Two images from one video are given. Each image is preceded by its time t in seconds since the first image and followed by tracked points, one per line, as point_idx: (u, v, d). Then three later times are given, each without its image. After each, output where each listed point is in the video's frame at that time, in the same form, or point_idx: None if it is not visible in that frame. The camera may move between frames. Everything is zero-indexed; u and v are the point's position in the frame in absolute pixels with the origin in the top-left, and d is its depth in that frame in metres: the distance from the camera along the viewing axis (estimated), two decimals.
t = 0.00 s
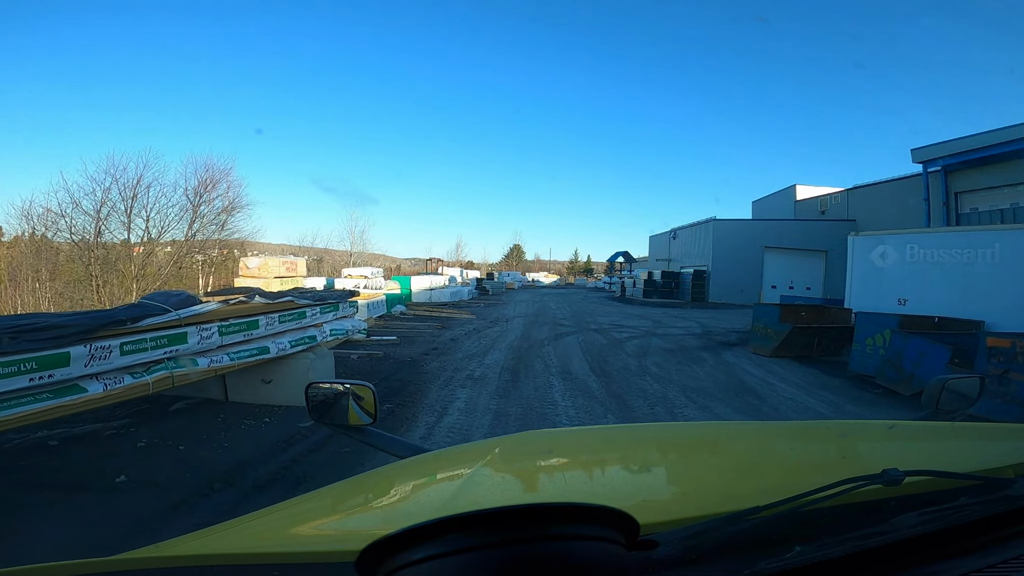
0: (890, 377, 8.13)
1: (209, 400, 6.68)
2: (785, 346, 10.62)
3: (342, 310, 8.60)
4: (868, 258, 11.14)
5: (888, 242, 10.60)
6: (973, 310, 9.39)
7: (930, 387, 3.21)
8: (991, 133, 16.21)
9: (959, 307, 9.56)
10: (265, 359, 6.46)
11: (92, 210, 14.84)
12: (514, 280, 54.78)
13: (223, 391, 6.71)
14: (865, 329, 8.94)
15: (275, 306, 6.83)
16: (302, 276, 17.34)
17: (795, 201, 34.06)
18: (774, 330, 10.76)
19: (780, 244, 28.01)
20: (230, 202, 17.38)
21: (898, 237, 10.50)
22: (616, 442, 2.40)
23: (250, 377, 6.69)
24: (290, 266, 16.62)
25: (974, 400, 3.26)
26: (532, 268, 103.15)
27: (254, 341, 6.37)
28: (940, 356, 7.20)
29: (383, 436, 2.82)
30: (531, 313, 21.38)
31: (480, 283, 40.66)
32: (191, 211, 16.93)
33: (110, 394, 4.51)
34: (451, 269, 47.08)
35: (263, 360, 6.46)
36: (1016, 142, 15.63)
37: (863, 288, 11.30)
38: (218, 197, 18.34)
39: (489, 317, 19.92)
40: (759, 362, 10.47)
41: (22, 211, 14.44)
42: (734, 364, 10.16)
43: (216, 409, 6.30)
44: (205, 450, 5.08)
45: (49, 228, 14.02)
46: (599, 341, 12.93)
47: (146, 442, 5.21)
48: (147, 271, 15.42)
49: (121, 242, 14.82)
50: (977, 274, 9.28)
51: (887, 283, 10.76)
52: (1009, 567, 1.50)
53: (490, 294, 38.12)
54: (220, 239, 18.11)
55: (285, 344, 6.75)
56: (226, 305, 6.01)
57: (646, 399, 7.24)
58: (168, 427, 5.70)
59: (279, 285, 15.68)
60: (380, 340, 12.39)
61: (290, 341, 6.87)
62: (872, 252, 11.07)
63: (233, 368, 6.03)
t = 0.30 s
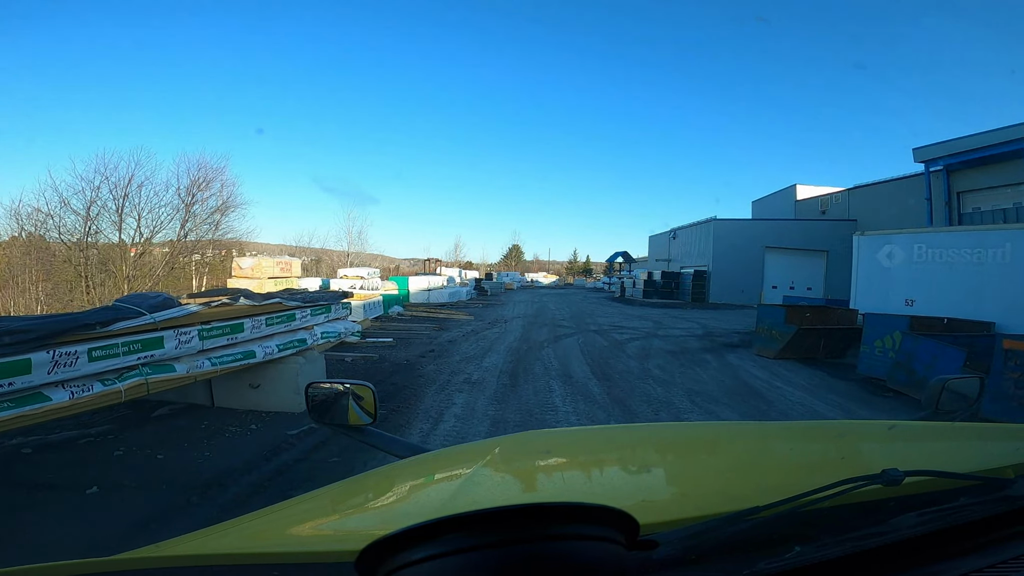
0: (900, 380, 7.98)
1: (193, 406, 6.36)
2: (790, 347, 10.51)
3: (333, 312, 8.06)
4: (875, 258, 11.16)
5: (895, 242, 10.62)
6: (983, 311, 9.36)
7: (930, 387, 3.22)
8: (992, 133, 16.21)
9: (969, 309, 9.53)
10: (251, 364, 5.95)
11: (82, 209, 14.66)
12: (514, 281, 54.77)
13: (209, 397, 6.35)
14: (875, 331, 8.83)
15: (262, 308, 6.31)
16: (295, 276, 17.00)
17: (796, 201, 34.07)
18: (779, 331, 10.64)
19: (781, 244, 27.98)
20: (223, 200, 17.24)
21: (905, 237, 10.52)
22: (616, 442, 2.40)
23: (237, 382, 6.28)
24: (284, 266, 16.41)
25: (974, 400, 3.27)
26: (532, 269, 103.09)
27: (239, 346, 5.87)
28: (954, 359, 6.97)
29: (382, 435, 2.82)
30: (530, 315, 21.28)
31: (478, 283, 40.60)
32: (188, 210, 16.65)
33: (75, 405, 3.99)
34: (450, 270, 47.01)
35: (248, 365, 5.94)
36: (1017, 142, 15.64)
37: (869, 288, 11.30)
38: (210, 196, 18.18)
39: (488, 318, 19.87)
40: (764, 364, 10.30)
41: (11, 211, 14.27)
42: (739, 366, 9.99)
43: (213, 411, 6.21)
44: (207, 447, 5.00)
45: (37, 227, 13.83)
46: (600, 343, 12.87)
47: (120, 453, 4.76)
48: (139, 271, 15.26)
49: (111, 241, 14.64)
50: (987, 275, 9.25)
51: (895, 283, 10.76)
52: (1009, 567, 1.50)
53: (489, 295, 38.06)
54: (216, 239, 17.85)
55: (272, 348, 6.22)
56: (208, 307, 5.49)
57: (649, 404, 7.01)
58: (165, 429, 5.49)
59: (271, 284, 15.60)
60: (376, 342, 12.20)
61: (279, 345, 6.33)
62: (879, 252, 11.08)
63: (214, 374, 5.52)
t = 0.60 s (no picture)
0: (909, 381, 7.96)
1: (176, 411, 6.12)
2: (797, 348, 10.40)
3: (324, 314, 7.77)
4: (882, 258, 11.15)
5: (903, 242, 10.63)
6: (992, 312, 9.25)
7: (930, 387, 3.22)
8: (994, 132, 16.17)
9: (978, 310, 9.44)
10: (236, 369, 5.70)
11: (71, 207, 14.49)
12: (513, 281, 54.80)
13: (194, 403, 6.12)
14: (883, 333, 8.81)
15: (247, 311, 6.06)
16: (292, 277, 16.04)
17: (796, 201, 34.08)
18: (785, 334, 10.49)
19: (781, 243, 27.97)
20: (216, 199, 17.07)
21: (913, 236, 10.52)
22: (618, 441, 2.40)
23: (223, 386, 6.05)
24: (281, 267, 15.22)
25: (974, 399, 3.27)
26: (532, 269, 103.06)
27: (225, 350, 5.67)
28: (969, 359, 6.95)
29: (384, 436, 2.82)
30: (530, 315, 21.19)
31: (477, 284, 40.56)
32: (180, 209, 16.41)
33: (40, 413, 3.86)
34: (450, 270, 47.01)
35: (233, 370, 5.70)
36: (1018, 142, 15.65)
37: (877, 288, 11.27)
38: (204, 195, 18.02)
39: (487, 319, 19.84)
40: (770, 366, 10.18)
41: None
42: (744, 369, 9.87)
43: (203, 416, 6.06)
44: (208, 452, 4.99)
45: (25, 226, 13.66)
46: (600, 345, 12.84)
47: (96, 462, 4.62)
48: (130, 270, 15.09)
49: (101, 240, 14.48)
50: (997, 275, 9.18)
51: (902, 284, 10.72)
52: (1009, 567, 1.50)
53: (487, 295, 38.02)
54: (210, 239, 17.63)
55: (259, 352, 5.95)
56: (187, 310, 5.27)
57: (652, 407, 6.90)
58: (157, 433, 5.40)
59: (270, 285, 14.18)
60: (372, 344, 12.06)
61: (266, 349, 6.06)
62: (887, 252, 11.07)
63: (196, 380, 5.30)
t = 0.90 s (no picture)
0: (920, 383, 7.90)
1: (160, 417, 5.91)
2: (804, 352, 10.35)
3: (316, 316, 7.46)
4: (886, 258, 11.04)
5: (909, 242, 10.52)
6: (1004, 313, 9.24)
7: (930, 388, 3.21)
8: (994, 132, 16.21)
9: (989, 311, 9.41)
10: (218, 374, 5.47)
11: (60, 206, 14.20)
12: (512, 281, 54.73)
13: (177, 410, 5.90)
14: (892, 336, 8.66)
15: (231, 313, 5.81)
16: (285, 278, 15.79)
17: (796, 200, 34.10)
18: (790, 334, 10.43)
19: (781, 244, 27.94)
20: (211, 198, 16.85)
21: (920, 236, 10.42)
22: (619, 441, 2.41)
23: (207, 391, 5.81)
24: (275, 267, 15.05)
25: (976, 399, 3.26)
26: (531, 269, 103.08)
27: (206, 354, 5.46)
28: (983, 362, 6.84)
29: (384, 436, 2.83)
30: (529, 316, 21.07)
31: (476, 284, 40.45)
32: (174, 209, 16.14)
33: None
34: (448, 270, 46.87)
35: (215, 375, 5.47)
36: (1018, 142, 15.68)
37: (882, 289, 11.14)
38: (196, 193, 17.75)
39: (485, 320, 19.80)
40: (776, 369, 10.05)
41: None
42: (750, 371, 9.75)
43: (189, 421, 5.83)
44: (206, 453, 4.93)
45: (12, 225, 13.35)
46: (601, 346, 12.80)
47: (69, 471, 4.41)
48: (122, 270, 14.83)
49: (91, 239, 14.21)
50: (1009, 275, 9.17)
51: (909, 284, 10.62)
52: (1008, 567, 1.50)
53: (486, 296, 37.90)
54: (204, 240, 17.37)
55: (243, 356, 5.69)
56: (163, 313, 5.05)
57: (656, 412, 6.76)
58: (156, 434, 5.38)
59: (262, 285, 14.03)
60: (368, 345, 11.92)
61: (251, 352, 5.80)
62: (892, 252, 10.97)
63: (173, 386, 5.07)
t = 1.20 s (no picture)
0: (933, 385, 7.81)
1: (142, 422, 5.71)
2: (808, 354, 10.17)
3: (307, 318, 7.22)
4: (893, 258, 10.96)
5: (918, 242, 10.46)
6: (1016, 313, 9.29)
7: (929, 387, 3.22)
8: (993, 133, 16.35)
9: (1000, 312, 9.45)
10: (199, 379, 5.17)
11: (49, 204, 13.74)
12: (511, 282, 54.58)
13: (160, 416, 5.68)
14: (903, 338, 8.56)
15: (214, 315, 5.48)
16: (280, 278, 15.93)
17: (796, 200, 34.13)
18: (796, 336, 10.19)
19: (782, 244, 27.91)
20: (205, 197, 16.57)
21: (929, 236, 10.38)
22: (619, 441, 2.40)
23: (191, 397, 5.58)
24: (270, 267, 15.03)
25: (976, 400, 3.28)
26: (530, 269, 102.99)
27: (188, 358, 5.13)
28: (1000, 367, 6.68)
29: (384, 436, 2.82)
30: (528, 317, 20.99)
31: (475, 285, 40.29)
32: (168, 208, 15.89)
33: None
34: (446, 270, 46.68)
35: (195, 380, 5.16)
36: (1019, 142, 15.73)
37: (889, 290, 11.07)
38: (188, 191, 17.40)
39: (484, 321, 19.71)
40: (782, 371, 9.92)
41: None
42: (754, 373, 9.63)
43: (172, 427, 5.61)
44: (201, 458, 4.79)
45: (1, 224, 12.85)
46: (603, 348, 12.77)
47: (40, 479, 4.22)
48: (114, 270, 14.48)
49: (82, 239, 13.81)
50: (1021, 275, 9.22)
51: (917, 285, 10.57)
52: (1008, 567, 1.50)
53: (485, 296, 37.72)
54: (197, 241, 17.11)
55: (226, 361, 5.41)
56: (139, 315, 4.70)
57: (660, 416, 6.66)
58: (154, 436, 5.35)
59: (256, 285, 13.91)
60: (364, 347, 11.80)
61: (235, 356, 5.52)
62: (898, 252, 10.91)
63: (150, 393, 4.76)
